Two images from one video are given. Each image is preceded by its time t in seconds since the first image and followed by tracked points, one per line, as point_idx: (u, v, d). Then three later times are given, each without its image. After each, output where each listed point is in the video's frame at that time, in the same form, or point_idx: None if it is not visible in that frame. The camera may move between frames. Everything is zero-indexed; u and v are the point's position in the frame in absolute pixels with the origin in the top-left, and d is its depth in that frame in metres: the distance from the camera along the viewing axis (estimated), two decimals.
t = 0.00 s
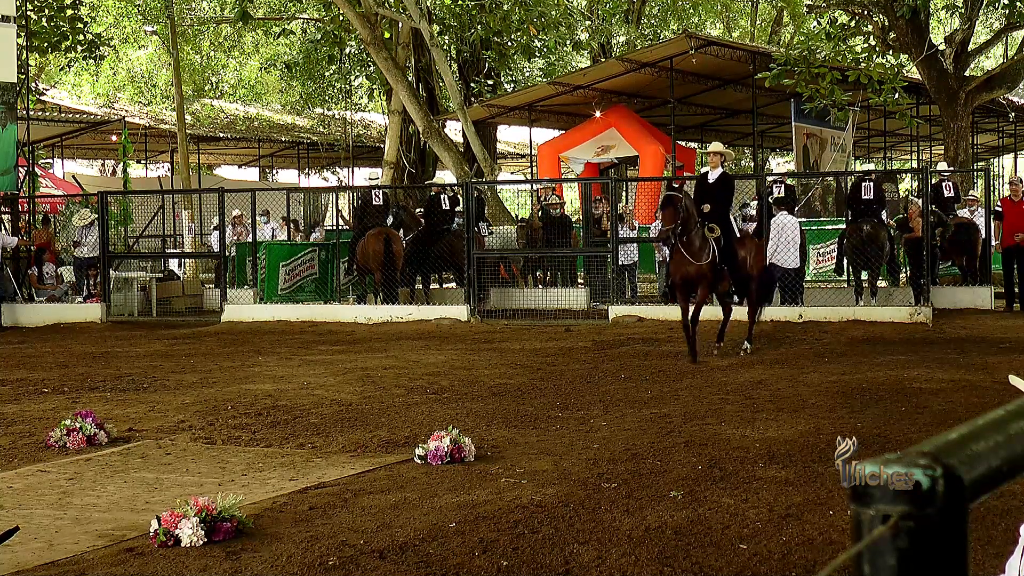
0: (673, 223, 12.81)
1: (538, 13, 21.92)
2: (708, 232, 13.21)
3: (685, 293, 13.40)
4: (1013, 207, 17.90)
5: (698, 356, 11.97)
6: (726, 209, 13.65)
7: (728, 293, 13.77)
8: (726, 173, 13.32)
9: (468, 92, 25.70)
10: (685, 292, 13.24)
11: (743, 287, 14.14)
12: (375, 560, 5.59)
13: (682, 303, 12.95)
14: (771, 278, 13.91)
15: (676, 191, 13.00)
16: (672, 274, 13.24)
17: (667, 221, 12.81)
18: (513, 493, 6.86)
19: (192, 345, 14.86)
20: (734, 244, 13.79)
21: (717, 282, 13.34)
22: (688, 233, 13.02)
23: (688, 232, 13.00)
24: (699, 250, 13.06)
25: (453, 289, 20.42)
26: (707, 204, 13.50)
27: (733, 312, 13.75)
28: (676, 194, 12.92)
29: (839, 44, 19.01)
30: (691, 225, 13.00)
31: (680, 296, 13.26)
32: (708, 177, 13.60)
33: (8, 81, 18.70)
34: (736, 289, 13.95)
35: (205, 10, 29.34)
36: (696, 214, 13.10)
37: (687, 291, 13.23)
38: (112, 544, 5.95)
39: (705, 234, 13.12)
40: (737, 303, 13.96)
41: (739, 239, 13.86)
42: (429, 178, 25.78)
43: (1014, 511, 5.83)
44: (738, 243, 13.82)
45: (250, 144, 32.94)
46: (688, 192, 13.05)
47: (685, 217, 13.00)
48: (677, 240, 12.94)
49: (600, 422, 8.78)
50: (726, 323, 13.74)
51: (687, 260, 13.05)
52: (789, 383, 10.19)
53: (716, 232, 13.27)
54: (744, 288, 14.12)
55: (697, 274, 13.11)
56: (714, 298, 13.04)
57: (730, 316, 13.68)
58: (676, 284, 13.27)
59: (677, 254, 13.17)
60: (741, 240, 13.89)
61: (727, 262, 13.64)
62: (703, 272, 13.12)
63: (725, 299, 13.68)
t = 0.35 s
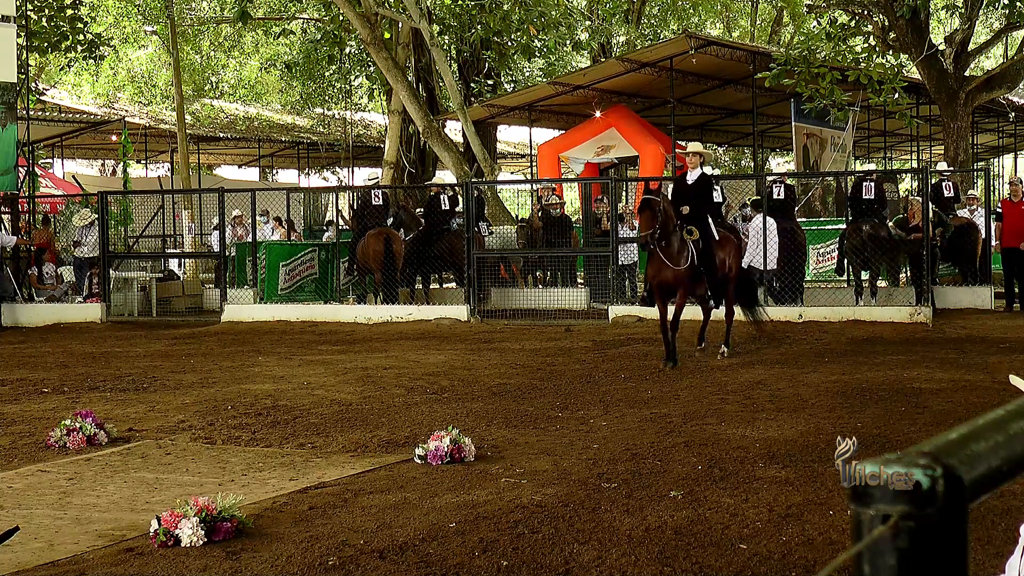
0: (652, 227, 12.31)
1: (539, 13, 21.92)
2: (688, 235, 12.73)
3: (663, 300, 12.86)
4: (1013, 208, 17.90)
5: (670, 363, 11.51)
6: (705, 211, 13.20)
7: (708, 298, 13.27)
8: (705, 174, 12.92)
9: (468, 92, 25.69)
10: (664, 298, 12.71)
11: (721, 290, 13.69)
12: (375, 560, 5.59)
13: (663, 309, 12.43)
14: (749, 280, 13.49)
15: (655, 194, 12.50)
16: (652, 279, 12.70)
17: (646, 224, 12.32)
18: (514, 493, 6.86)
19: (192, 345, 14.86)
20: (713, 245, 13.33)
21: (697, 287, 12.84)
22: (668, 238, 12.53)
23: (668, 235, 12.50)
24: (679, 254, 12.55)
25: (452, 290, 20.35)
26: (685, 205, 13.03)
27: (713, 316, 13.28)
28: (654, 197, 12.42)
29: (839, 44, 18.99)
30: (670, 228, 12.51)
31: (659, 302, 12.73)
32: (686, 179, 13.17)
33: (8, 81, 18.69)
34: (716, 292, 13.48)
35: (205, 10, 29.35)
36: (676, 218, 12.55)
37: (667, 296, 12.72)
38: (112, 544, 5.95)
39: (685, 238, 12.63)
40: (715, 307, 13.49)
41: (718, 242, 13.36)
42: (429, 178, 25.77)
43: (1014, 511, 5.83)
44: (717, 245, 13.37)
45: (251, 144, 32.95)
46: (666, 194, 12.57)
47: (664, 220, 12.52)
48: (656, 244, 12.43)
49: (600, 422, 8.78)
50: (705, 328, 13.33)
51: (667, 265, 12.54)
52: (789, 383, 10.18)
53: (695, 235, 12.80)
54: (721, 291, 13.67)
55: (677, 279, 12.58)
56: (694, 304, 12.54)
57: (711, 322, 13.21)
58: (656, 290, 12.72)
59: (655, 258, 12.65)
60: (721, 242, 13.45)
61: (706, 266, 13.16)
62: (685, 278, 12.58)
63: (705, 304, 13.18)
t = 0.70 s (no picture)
0: (630, 228, 12.00)
1: (538, 13, 21.90)
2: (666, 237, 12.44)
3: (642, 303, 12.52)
4: (1013, 208, 17.92)
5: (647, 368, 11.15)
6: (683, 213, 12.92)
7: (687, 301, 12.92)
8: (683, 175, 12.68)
9: (467, 92, 25.69)
10: (642, 301, 12.37)
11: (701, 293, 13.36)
12: (375, 560, 5.59)
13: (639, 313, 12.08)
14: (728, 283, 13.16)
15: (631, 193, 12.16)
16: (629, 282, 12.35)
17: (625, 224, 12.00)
18: (514, 493, 6.86)
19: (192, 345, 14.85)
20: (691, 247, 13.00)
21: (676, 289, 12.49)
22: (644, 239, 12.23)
23: (644, 237, 12.20)
24: (657, 256, 12.24)
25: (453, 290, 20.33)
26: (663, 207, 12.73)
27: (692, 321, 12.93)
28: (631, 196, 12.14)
29: (839, 44, 18.97)
30: (647, 229, 12.22)
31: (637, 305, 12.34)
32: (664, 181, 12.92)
33: (8, 81, 18.70)
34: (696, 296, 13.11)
35: (205, 10, 29.35)
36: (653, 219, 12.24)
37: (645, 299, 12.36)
38: (112, 545, 5.95)
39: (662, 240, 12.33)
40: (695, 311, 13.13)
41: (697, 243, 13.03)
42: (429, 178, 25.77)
43: (1013, 511, 5.83)
44: (696, 247, 13.04)
45: (250, 144, 32.94)
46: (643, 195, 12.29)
47: (641, 222, 12.23)
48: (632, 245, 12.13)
49: (600, 422, 8.77)
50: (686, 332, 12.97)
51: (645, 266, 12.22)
52: (790, 383, 10.18)
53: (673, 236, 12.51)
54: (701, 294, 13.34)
55: (656, 282, 12.24)
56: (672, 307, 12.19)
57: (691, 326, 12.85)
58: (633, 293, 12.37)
59: (633, 260, 12.34)
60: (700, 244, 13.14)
61: (685, 268, 12.81)
62: (663, 282, 12.25)
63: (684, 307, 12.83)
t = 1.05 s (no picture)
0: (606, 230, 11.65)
1: (538, 13, 21.89)
2: (644, 238, 12.05)
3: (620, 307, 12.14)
4: (1014, 208, 17.85)
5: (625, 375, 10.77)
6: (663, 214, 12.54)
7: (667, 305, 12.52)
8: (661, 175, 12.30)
9: (468, 92, 25.68)
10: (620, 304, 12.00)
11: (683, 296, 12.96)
12: (375, 559, 5.60)
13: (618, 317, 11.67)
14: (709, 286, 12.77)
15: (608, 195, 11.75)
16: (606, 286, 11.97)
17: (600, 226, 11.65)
18: (513, 493, 6.86)
19: (192, 345, 14.85)
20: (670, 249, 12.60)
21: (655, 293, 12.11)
22: (622, 241, 11.85)
23: (622, 239, 11.82)
24: (635, 259, 11.86)
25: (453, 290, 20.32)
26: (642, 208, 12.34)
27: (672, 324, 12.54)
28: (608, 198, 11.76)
29: (839, 44, 18.95)
30: (626, 231, 11.84)
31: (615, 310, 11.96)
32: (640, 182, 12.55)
33: (8, 81, 18.70)
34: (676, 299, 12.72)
35: (205, 10, 29.35)
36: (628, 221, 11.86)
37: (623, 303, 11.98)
38: (112, 544, 5.95)
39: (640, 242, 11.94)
40: (674, 315, 12.74)
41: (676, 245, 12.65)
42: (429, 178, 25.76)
43: (1013, 511, 5.83)
44: (676, 249, 12.66)
45: (250, 144, 32.94)
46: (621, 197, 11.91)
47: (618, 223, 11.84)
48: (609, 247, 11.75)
49: (600, 422, 8.77)
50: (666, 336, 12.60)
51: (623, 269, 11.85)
52: (790, 383, 10.18)
53: (652, 239, 12.11)
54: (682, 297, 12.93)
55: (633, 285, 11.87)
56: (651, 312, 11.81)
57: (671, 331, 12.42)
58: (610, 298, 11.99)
59: (611, 263, 11.98)
60: (681, 245, 12.75)
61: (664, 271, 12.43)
62: (640, 285, 11.89)
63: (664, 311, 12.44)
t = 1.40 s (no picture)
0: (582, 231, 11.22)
1: (538, 13, 21.88)
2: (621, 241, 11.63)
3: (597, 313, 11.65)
4: (1015, 208, 17.80)
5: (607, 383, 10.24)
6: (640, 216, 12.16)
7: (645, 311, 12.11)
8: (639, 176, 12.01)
9: (468, 92, 25.67)
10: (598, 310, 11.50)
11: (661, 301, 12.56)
12: (375, 560, 5.60)
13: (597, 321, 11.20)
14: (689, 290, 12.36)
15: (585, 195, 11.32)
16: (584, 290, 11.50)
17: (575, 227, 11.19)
18: (513, 493, 6.86)
19: (191, 345, 14.84)
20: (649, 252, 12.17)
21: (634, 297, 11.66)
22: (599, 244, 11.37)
23: (599, 241, 11.36)
24: (613, 262, 11.38)
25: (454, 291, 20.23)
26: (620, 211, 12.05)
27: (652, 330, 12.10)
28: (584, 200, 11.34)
29: (839, 44, 18.93)
30: (602, 233, 11.38)
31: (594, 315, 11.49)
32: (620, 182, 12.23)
33: (8, 81, 18.70)
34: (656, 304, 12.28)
35: (205, 10, 29.34)
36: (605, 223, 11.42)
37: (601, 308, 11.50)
38: (112, 544, 5.96)
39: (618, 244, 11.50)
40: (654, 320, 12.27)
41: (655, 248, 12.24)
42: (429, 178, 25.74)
43: (1014, 511, 5.82)
44: (653, 251, 12.23)
45: (250, 144, 32.92)
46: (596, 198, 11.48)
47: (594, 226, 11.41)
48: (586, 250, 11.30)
49: (600, 422, 8.77)
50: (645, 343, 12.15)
51: (600, 273, 11.37)
52: (789, 383, 10.17)
53: (630, 241, 11.70)
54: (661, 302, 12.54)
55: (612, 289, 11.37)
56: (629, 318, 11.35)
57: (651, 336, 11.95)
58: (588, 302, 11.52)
59: (587, 267, 11.49)
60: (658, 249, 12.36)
61: (643, 275, 12.00)
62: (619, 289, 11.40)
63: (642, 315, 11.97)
